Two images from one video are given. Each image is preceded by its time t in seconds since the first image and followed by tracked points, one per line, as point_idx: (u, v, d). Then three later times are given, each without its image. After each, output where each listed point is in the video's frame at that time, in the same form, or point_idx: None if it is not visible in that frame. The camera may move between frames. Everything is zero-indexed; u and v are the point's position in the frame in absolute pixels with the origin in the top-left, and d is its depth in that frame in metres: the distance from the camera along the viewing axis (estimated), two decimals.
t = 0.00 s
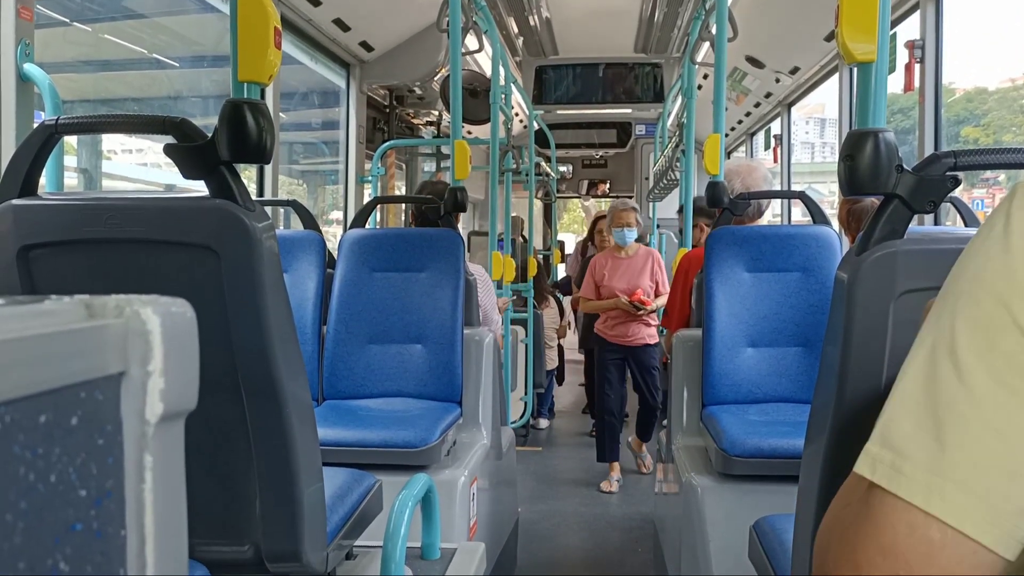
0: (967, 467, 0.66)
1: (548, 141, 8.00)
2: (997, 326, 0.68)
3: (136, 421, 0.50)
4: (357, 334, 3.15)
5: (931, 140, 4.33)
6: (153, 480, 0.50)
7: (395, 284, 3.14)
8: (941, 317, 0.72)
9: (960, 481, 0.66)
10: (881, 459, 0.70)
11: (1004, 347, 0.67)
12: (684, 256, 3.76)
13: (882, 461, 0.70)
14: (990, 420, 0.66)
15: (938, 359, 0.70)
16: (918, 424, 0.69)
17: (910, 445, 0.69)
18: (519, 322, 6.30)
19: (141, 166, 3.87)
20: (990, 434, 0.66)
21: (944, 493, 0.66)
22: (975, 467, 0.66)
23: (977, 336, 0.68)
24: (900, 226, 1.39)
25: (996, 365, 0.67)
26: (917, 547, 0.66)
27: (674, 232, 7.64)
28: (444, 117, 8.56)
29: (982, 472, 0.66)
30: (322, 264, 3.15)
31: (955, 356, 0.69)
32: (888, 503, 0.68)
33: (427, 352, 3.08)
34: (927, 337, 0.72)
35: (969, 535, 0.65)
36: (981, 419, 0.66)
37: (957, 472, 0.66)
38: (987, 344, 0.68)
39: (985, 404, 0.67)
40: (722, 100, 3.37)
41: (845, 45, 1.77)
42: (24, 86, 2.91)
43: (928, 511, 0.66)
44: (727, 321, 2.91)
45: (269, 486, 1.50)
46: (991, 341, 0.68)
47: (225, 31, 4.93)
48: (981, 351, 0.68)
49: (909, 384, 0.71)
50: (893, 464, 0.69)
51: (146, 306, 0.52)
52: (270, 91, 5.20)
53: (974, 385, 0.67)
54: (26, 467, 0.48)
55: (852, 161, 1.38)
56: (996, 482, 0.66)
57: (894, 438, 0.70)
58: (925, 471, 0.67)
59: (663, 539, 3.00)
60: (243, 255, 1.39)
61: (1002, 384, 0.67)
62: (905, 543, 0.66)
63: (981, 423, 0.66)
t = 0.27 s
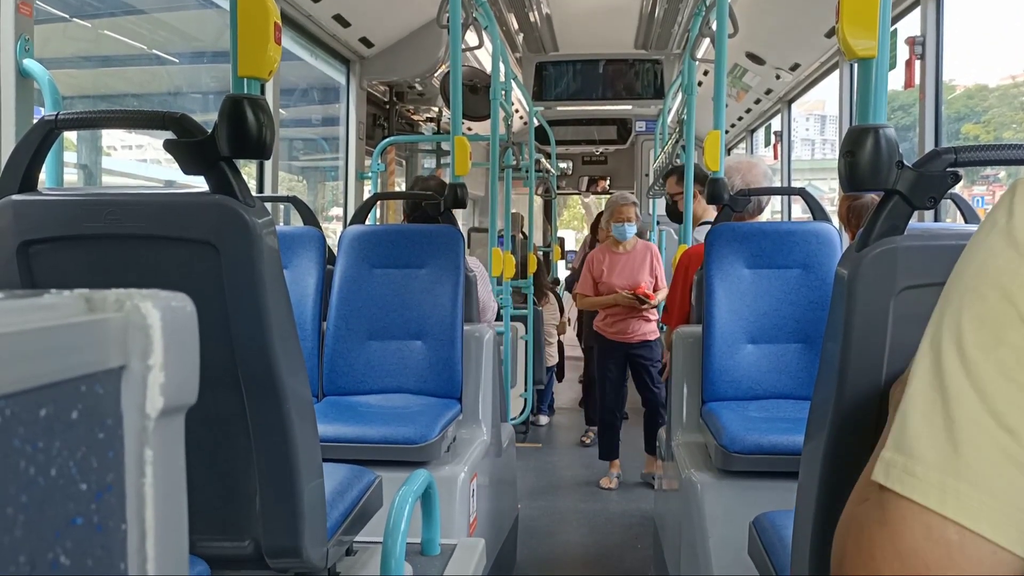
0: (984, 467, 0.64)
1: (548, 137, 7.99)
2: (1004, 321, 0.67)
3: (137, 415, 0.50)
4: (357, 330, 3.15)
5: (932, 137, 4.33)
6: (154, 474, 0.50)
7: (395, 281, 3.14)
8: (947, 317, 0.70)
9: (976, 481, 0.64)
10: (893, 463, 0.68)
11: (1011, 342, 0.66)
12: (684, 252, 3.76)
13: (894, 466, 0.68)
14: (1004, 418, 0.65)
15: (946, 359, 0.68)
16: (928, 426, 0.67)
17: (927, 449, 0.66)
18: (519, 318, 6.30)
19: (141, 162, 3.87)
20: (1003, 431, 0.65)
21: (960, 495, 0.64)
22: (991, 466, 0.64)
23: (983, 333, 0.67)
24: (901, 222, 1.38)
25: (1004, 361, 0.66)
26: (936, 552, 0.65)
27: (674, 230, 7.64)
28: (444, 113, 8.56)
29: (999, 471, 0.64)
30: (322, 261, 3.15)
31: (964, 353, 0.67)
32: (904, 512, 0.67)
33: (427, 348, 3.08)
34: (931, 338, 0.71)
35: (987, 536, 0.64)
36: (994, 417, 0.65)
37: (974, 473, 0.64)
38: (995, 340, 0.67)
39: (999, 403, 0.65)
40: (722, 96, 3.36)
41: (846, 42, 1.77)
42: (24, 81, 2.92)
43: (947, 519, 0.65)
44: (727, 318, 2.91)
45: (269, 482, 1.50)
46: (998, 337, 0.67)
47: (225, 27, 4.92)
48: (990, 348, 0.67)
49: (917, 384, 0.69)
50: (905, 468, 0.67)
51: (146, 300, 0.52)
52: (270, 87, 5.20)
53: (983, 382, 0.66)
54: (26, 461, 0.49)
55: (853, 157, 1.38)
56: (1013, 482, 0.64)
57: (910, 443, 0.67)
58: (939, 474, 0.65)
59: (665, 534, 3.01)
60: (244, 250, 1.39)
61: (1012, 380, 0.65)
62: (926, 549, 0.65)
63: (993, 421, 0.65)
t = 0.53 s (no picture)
0: (998, 463, 0.64)
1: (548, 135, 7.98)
2: (1012, 316, 0.65)
3: (137, 411, 0.50)
4: (356, 328, 3.15)
5: (932, 134, 4.32)
6: (155, 469, 0.50)
7: (395, 278, 3.14)
8: (956, 315, 0.69)
9: (992, 477, 0.64)
10: (908, 461, 0.68)
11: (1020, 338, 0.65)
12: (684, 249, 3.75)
13: (909, 463, 0.68)
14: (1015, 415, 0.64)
15: (955, 357, 0.68)
16: (941, 424, 0.67)
17: (940, 447, 0.66)
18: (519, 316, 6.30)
19: (141, 160, 3.87)
20: (1015, 427, 0.64)
21: (975, 492, 0.64)
22: (1005, 461, 0.64)
23: (990, 330, 0.66)
24: (902, 220, 1.38)
25: (1013, 357, 0.65)
26: (955, 548, 0.65)
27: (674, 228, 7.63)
28: (444, 111, 8.55)
29: (1013, 466, 0.64)
30: (322, 258, 3.14)
31: (973, 351, 0.66)
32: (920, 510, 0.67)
33: (427, 346, 3.08)
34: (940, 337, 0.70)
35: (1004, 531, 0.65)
36: (1005, 413, 0.64)
37: (990, 469, 0.64)
38: (1003, 337, 0.65)
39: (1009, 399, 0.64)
40: (722, 93, 3.35)
41: (847, 39, 1.77)
42: (24, 78, 2.92)
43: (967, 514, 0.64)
44: (727, 315, 2.91)
45: (269, 479, 1.50)
46: (1008, 332, 0.65)
47: (225, 24, 4.92)
48: (998, 345, 0.65)
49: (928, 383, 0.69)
50: (919, 466, 0.67)
51: (146, 296, 0.52)
52: (270, 84, 5.20)
53: (994, 379, 0.65)
54: (28, 456, 0.48)
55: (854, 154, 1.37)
56: None
57: (923, 441, 0.67)
58: (952, 471, 0.65)
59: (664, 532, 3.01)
60: (243, 247, 1.38)
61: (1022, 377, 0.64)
62: (944, 545, 0.65)
63: (1003, 417, 0.64)
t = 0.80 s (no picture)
0: (982, 472, 0.63)
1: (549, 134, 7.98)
2: (999, 326, 0.66)
3: (138, 409, 0.49)
4: (357, 327, 3.15)
5: (933, 134, 4.32)
6: (155, 468, 0.49)
7: (395, 277, 3.14)
8: (940, 326, 0.69)
9: (976, 485, 0.63)
10: (891, 464, 0.67)
11: (1007, 350, 0.65)
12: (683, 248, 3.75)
13: (891, 467, 0.67)
14: (997, 422, 0.64)
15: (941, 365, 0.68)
16: (927, 430, 0.66)
17: (919, 451, 0.66)
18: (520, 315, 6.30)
19: (141, 159, 3.87)
20: (1001, 439, 0.64)
21: (957, 498, 0.63)
22: (988, 472, 0.63)
23: (978, 340, 0.66)
24: (902, 219, 1.38)
25: (996, 366, 0.65)
26: (941, 560, 0.62)
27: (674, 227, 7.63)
28: (444, 110, 8.55)
29: (996, 476, 0.63)
30: (323, 257, 3.14)
31: (960, 360, 0.67)
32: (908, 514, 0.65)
33: (428, 345, 3.08)
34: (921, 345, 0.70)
35: (992, 546, 0.62)
36: (990, 423, 0.64)
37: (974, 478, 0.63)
38: (989, 346, 0.66)
39: (990, 406, 0.65)
40: (722, 93, 3.34)
41: (848, 39, 1.77)
42: (24, 76, 2.92)
43: (948, 522, 0.63)
44: (727, 315, 2.91)
45: (269, 478, 1.50)
46: (995, 343, 0.66)
47: (225, 23, 4.92)
48: (985, 355, 0.66)
49: (912, 387, 0.68)
50: (903, 470, 0.66)
51: (147, 294, 0.52)
52: (270, 83, 5.20)
53: (979, 387, 0.65)
54: (29, 456, 0.48)
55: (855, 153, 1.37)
56: (1012, 490, 0.63)
57: (903, 444, 0.67)
58: (936, 477, 0.64)
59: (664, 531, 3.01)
60: (243, 245, 1.38)
61: (1009, 387, 0.64)
62: (926, 556, 0.63)
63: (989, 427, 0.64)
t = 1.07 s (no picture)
0: (983, 472, 0.65)
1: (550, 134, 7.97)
2: (999, 329, 0.67)
3: (140, 408, 0.50)
4: (358, 326, 3.15)
5: (934, 134, 4.32)
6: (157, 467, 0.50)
7: (396, 277, 3.14)
8: (943, 327, 0.71)
9: (978, 485, 0.65)
10: (894, 461, 0.69)
11: (1010, 351, 0.67)
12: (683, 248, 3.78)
13: (894, 465, 0.69)
14: (998, 422, 0.66)
15: (946, 366, 0.70)
16: (930, 429, 0.69)
17: (923, 449, 0.68)
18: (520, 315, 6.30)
19: (142, 158, 3.88)
20: (1003, 439, 0.65)
21: (960, 497, 0.65)
22: (990, 471, 0.65)
23: (980, 341, 0.68)
24: (902, 220, 1.39)
25: (999, 365, 0.67)
26: (949, 559, 0.65)
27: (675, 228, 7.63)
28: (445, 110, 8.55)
29: (998, 476, 0.65)
30: (324, 257, 3.14)
31: (964, 361, 0.68)
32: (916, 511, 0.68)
33: (429, 345, 3.08)
34: (926, 346, 0.72)
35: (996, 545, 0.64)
36: (991, 422, 0.66)
37: (975, 477, 0.65)
38: (990, 347, 0.67)
39: (991, 407, 0.66)
40: (723, 93, 3.34)
41: (849, 39, 1.77)
42: (25, 76, 2.92)
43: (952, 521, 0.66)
44: (728, 315, 2.91)
45: (271, 478, 1.50)
46: (996, 345, 0.67)
47: (226, 23, 4.92)
48: (987, 357, 0.67)
49: (915, 387, 0.70)
50: (908, 469, 0.68)
51: (149, 294, 0.52)
52: (272, 83, 5.20)
53: (980, 388, 0.67)
54: (29, 454, 0.48)
55: (856, 154, 1.37)
56: (1015, 489, 0.65)
57: (905, 441, 0.69)
58: (939, 475, 0.67)
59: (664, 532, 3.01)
60: (245, 245, 1.39)
61: (1011, 388, 0.66)
62: (937, 554, 0.66)
63: (991, 427, 0.66)
